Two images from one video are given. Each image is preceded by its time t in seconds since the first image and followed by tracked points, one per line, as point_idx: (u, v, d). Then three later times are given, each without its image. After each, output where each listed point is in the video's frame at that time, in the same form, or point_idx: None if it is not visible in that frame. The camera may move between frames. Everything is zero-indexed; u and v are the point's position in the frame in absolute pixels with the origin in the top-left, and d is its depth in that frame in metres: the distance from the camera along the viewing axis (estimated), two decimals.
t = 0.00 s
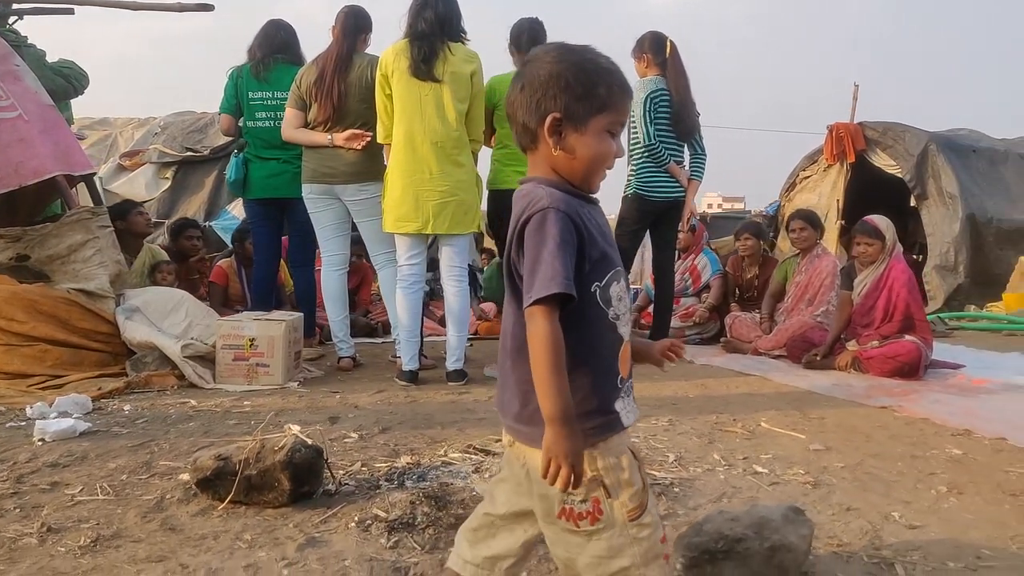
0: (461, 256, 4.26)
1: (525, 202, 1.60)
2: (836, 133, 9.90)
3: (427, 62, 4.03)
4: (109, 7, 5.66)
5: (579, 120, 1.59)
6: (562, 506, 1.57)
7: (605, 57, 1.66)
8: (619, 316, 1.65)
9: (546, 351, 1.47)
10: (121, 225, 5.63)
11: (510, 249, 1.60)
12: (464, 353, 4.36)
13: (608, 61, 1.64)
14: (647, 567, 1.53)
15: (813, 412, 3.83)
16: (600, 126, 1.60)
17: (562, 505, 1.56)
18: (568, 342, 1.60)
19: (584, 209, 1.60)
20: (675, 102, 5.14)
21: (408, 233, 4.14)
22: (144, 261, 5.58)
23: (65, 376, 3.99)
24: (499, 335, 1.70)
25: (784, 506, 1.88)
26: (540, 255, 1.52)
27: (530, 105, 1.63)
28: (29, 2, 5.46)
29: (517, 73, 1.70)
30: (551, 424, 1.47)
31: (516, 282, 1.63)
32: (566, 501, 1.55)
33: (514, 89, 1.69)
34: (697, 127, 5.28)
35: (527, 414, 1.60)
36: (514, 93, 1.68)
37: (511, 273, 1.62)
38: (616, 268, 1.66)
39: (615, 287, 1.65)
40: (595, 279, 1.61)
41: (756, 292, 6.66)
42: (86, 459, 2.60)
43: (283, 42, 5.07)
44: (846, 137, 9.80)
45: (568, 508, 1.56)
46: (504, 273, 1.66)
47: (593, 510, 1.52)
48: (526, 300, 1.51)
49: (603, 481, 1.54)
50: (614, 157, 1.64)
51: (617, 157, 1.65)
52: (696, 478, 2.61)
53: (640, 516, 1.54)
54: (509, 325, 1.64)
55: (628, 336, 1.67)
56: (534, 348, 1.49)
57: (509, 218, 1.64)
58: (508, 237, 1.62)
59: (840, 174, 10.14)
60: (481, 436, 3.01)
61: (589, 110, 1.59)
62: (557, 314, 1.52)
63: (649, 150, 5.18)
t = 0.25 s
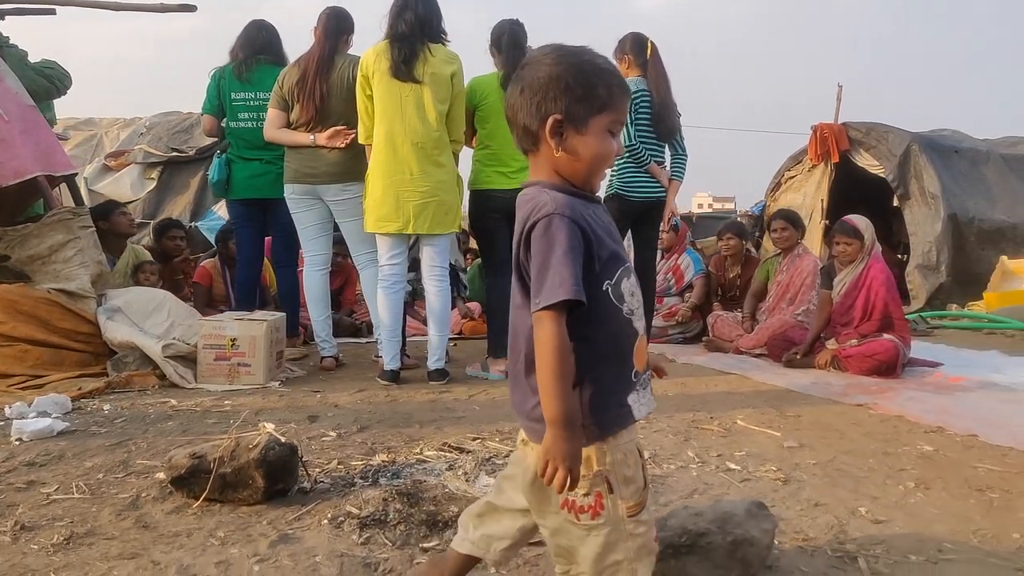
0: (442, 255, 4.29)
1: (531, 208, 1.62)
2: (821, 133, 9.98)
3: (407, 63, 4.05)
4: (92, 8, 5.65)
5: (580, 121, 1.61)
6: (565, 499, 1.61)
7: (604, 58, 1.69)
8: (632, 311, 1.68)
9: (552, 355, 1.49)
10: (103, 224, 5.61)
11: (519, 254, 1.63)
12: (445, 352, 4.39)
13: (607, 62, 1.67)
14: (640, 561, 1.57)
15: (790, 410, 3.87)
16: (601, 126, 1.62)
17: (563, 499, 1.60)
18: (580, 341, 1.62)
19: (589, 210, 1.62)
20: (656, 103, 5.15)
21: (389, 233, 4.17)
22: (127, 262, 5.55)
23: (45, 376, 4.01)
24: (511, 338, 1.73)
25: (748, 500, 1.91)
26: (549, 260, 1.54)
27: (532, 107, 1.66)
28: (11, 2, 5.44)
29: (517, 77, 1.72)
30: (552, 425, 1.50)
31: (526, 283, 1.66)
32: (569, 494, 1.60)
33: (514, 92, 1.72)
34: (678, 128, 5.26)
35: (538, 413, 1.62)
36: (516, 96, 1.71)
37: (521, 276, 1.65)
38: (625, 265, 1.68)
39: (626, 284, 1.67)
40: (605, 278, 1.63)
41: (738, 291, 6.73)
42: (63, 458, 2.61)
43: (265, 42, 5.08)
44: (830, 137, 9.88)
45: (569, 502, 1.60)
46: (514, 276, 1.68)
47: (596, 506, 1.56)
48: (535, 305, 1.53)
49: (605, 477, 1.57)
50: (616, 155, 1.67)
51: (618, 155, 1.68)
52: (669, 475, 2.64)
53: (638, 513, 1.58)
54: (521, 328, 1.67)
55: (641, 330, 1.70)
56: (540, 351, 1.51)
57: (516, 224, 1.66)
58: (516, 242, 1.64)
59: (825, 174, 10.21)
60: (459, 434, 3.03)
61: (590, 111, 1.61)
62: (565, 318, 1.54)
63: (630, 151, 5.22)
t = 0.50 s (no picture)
0: (424, 256, 4.31)
1: (534, 205, 1.65)
2: (806, 134, 10.05)
3: (388, 64, 4.08)
4: (75, 8, 5.63)
5: (582, 119, 1.63)
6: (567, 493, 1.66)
7: (602, 54, 1.70)
8: (634, 307, 1.72)
9: (561, 350, 1.54)
10: (86, 225, 5.60)
11: (522, 252, 1.66)
12: (427, 352, 4.42)
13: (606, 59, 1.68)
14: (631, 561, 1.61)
15: (768, 408, 3.91)
16: (602, 122, 1.65)
17: (564, 492, 1.65)
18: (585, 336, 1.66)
19: (592, 206, 1.66)
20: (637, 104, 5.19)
21: (371, 234, 4.19)
22: (110, 262, 5.53)
23: (26, 377, 4.03)
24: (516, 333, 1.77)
25: (713, 497, 1.95)
26: (554, 257, 1.57)
27: (534, 106, 1.67)
28: None
29: (516, 76, 1.74)
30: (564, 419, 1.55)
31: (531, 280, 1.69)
32: (570, 488, 1.64)
33: (515, 91, 1.73)
34: (659, 129, 5.34)
35: (545, 408, 1.66)
36: (516, 95, 1.72)
37: (525, 272, 1.68)
38: (628, 261, 1.72)
39: (628, 280, 1.70)
40: (608, 274, 1.66)
41: (721, 291, 6.77)
42: (39, 459, 2.62)
43: (248, 43, 5.09)
44: (815, 138, 9.96)
45: (570, 496, 1.65)
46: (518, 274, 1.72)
47: (592, 503, 1.60)
48: (541, 301, 1.57)
49: (603, 473, 1.62)
50: (619, 150, 1.69)
51: (621, 150, 1.70)
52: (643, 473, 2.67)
53: (634, 512, 1.63)
54: (526, 324, 1.70)
55: (643, 325, 1.74)
56: (548, 347, 1.56)
57: (520, 221, 1.69)
58: (519, 240, 1.67)
59: (809, 174, 10.28)
60: (436, 433, 3.06)
61: (592, 108, 1.63)
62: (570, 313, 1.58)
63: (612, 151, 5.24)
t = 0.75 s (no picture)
0: (407, 257, 4.34)
1: (538, 205, 1.68)
2: (792, 135, 10.11)
3: (370, 67, 4.11)
4: (58, 8, 5.62)
5: (586, 121, 1.66)
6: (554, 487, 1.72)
7: (604, 56, 1.72)
8: (632, 308, 1.75)
9: (574, 347, 1.57)
10: (70, 225, 5.59)
11: (525, 251, 1.69)
12: (410, 353, 4.44)
13: (608, 61, 1.70)
14: (605, 562, 1.64)
15: (747, 408, 3.95)
16: (607, 124, 1.67)
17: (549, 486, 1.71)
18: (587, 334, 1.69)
19: (595, 207, 1.69)
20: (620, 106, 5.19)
21: (353, 235, 4.21)
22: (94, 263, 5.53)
23: (8, 377, 4.05)
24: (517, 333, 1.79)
25: (681, 496, 1.99)
26: (560, 255, 1.60)
27: (538, 108, 1.69)
28: None
29: (520, 77, 1.75)
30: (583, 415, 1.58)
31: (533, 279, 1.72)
32: (554, 483, 1.69)
33: (518, 93, 1.75)
34: (643, 130, 5.38)
35: (546, 405, 1.69)
36: (520, 96, 1.74)
37: (527, 271, 1.71)
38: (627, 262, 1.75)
39: (627, 281, 1.74)
40: (609, 274, 1.70)
41: (705, 291, 6.81)
42: (17, 460, 2.63)
43: (231, 44, 5.09)
44: (800, 139, 10.03)
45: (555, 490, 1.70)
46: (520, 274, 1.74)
47: (569, 499, 1.64)
48: (549, 299, 1.59)
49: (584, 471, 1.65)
50: (623, 151, 1.72)
51: (625, 150, 1.73)
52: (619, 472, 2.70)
53: (616, 513, 1.64)
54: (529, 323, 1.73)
55: (638, 326, 1.77)
56: (560, 346, 1.58)
57: (523, 221, 1.72)
58: (523, 239, 1.70)
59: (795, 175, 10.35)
60: (415, 434, 3.08)
61: (596, 111, 1.66)
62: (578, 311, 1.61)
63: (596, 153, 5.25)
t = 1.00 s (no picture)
0: (389, 257, 4.36)
1: (542, 211, 1.69)
2: (778, 136, 10.18)
3: (353, 67, 4.12)
4: (42, 8, 5.60)
5: (593, 129, 1.69)
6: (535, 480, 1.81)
7: (611, 65, 1.75)
8: (630, 313, 1.79)
9: (591, 350, 1.58)
10: (53, 225, 5.57)
11: (528, 257, 1.70)
12: (393, 353, 4.45)
13: (615, 69, 1.73)
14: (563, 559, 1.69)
15: (727, 407, 3.99)
16: (612, 132, 1.70)
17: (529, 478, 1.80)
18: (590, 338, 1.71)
19: (597, 213, 1.71)
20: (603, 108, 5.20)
21: (336, 235, 4.22)
22: (78, 263, 5.52)
23: None
24: (516, 336, 1.81)
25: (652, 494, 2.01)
26: (564, 261, 1.62)
27: (546, 115, 1.71)
28: None
29: (526, 84, 1.78)
30: (605, 416, 1.59)
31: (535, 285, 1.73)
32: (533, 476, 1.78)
33: (526, 99, 1.77)
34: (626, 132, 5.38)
35: (546, 406, 1.72)
36: (528, 103, 1.76)
37: (529, 277, 1.72)
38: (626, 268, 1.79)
39: (626, 287, 1.77)
40: (609, 280, 1.72)
41: (690, 291, 6.85)
42: None
43: (215, 44, 5.09)
44: (787, 140, 10.10)
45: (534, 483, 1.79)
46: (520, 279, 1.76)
47: (538, 490, 1.74)
48: (553, 304, 1.61)
49: (558, 469, 1.72)
50: (627, 159, 1.75)
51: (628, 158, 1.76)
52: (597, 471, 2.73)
53: (580, 515, 1.69)
54: (530, 327, 1.75)
55: (636, 331, 1.81)
56: (575, 350, 1.60)
57: (526, 227, 1.73)
58: (526, 245, 1.71)
59: (782, 176, 10.42)
60: (396, 433, 3.10)
61: (602, 118, 1.68)
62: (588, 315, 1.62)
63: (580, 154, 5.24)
